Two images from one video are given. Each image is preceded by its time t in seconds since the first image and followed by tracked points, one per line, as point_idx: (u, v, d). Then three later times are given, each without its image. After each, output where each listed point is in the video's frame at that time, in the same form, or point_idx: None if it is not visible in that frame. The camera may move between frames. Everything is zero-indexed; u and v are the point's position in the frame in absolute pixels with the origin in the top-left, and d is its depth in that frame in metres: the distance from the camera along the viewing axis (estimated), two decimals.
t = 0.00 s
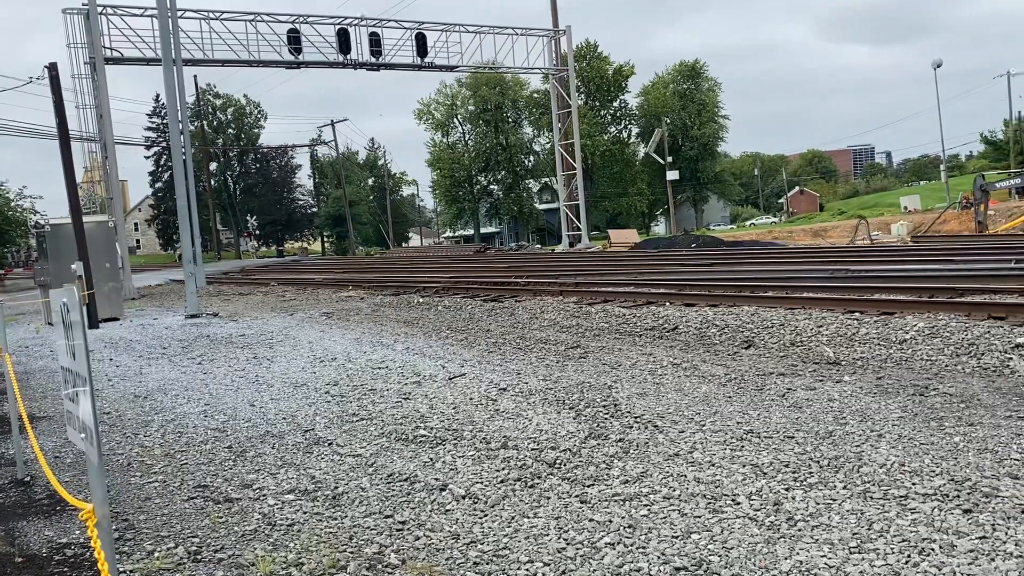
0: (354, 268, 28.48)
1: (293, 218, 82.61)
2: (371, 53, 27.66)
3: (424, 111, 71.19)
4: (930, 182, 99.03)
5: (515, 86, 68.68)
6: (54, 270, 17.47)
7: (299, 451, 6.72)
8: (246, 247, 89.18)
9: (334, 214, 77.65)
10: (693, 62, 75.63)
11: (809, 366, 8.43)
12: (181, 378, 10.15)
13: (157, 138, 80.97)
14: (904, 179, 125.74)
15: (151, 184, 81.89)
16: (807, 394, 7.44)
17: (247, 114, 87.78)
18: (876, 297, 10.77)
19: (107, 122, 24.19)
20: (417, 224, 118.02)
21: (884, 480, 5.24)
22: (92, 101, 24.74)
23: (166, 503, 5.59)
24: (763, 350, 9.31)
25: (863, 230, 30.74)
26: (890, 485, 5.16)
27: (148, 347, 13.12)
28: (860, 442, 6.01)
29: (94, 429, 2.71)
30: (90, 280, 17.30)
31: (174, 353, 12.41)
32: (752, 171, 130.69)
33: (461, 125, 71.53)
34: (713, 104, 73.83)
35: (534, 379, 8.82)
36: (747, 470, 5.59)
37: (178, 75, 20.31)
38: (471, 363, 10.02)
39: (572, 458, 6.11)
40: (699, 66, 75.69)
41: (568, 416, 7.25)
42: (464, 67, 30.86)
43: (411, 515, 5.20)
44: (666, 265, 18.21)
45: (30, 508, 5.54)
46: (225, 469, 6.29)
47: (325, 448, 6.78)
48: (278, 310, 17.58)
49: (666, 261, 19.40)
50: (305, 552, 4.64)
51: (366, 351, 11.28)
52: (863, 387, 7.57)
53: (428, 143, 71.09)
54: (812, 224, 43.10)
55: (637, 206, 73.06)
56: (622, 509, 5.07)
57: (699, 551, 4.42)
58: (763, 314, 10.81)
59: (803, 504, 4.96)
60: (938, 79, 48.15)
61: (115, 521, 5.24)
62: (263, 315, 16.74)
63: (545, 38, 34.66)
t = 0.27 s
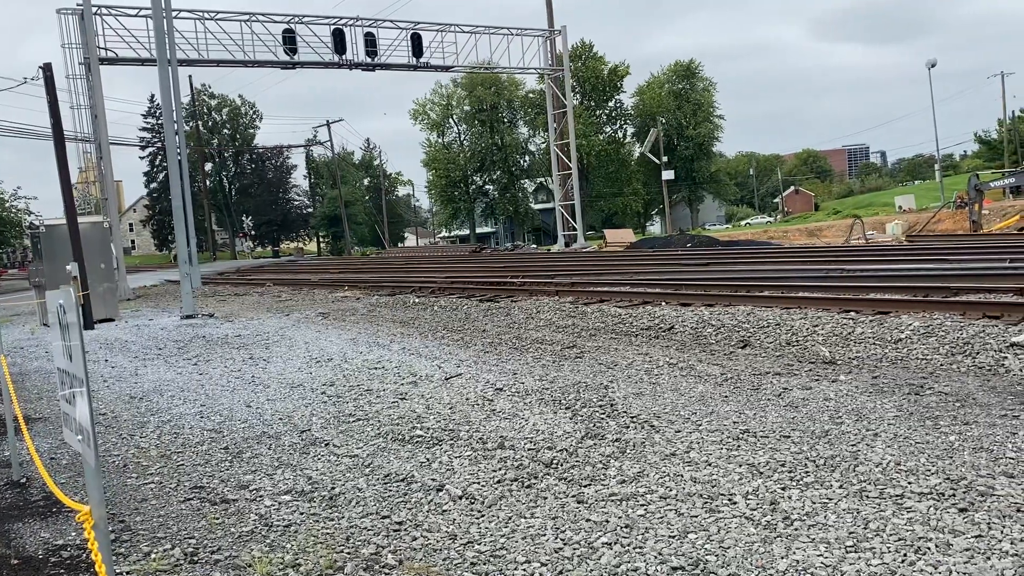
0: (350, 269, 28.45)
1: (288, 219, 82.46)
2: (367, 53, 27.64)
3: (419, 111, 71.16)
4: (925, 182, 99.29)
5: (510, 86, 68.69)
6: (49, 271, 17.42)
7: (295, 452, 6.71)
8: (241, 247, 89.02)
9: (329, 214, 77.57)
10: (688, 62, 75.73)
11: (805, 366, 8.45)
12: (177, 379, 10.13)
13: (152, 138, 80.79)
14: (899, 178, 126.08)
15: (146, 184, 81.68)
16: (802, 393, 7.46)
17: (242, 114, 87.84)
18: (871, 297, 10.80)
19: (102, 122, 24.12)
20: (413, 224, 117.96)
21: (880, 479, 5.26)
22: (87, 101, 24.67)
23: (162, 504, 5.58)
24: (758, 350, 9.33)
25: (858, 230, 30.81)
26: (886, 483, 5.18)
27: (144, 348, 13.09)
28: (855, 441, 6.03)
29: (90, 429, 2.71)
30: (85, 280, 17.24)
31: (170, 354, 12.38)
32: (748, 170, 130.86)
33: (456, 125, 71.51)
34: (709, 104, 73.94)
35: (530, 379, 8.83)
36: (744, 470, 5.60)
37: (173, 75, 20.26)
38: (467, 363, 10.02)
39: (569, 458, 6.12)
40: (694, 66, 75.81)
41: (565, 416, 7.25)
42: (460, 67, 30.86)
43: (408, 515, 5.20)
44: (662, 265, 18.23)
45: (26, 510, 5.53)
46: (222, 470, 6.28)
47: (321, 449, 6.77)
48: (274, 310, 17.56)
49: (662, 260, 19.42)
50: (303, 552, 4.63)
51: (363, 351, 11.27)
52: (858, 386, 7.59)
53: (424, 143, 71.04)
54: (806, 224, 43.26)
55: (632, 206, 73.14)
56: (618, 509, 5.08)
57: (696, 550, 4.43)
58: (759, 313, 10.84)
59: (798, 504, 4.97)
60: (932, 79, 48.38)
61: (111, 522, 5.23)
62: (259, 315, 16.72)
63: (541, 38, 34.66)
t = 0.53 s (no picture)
0: (346, 269, 28.42)
1: (285, 218, 82.36)
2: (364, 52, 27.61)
3: (416, 110, 71.14)
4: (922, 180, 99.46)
5: (507, 86, 68.70)
6: (46, 271, 17.37)
7: (293, 452, 6.70)
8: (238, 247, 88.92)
9: (326, 214, 77.52)
10: (685, 61, 75.81)
11: (801, 365, 8.46)
12: (174, 379, 10.11)
13: (148, 138, 80.68)
14: (895, 177, 126.32)
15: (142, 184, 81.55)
16: (800, 392, 7.47)
17: (238, 114, 88.15)
18: (868, 296, 10.82)
19: (98, 122, 24.07)
20: (410, 223, 118.01)
21: (877, 477, 5.27)
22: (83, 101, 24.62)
23: (160, 504, 5.57)
24: (756, 349, 9.33)
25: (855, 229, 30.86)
26: (884, 482, 5.19)
27: (141, 348, 13.07)
28: (853, 440, 6.04)
29: (87, 429, 2.70)
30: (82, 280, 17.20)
31: (167, 354, 12.36)
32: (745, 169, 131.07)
33: (453, 125, 71.51)
34: (705, 103, 74.03)
35: (528, 378, 8.83)
36: (741, 469, 5.60)
37: (170, 75, 20.23)
38: (465, 362, 10.02)
39: (567, 457, 6.12)
40: (690, 65, 75.87)
41: (562, 415, 7.26)
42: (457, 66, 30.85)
43: (406, 515, 5.20)
44: (659, 264, 18.24)
45: (23, 510, 5.51)
46: (219, 471, 6.27)
47: (318, 449, 6.76)
48: (271, 310, 17.55)
49: (659, 260, 19.43)
50: (301, 553, 4.63)
51: (360, 351, 11.26)
52: (856, 384, 7.61)
53: (421, 143, 71.01)
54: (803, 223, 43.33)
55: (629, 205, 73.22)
56: (616, 509, 5.08)
57: (694, 549, 4.44)
58: (756, 312, 10.85)
59: (796, 502, 4.98)
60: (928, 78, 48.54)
61: (109, 523, 5.22)
62: (256, 315, 16.71)
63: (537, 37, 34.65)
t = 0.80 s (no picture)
0: (344, 267, 28.39)
1: (283, 217, 82.30)
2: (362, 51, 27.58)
3: (414, 109, 71.08)
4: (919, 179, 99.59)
5: (506, 84, 68.68)
6: (44, 270, 17.33)
7: (291, 451, 6.69)
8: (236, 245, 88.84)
9: (324, 213, 77.50)
10: (683, 60, 75.79)
11: (800, 363, 8.46)
12: (172, 378, 10.10)
13: (146, 137, 80.56)
14: (893, 175, 126.45)
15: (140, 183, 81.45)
16: (799, 391, 7.47)
17: (236, 113, 87.60)
18: (866, 294, 10.82)
19: (96, 121, 24.02)
20: (408, 222, 117.98)
21: (875, 476, 5.28)
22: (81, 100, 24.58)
23: (158, 504, 5.56)
24: (754, 348, 9.33)
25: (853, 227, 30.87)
26: (882, 481, 5.19)
27: (139, 347, 13.05)
28: (852, 438, 6.04)
29: (85, 427, 2.69)
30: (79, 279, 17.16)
31: (164, 353, 12.34)
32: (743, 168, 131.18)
33: (452, 124, 71.46)
34: (704, 102, 74.05)
35: (527, 377, 8.83)
36: (740, 468, 5.60)
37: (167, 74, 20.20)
38: (463, 361, 10.02)
39: (565, 456, 6.11)
40: (689, 64, 75.82)
41: (561, 414, 7.25)
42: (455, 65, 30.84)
43: (404, 514, 5.20)
44: (658, 263, 18.24)
45: (21, 510, 5.50)
46: (218, 470, 6.26)
47: (317, 448, 6.75)
48: (270, 309, 17.53)
49: (657, 258, 19.42)
50: (300, 552, 4.62)
51: (359, 350, 11.25)
52: (854, 383, 7.61)
53: (419, 141, 70.96)
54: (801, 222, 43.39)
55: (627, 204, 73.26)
56: (615, 507, 5.08)
57: (692, 548, 4.44)
58: (755, 311, 10.86)
59: (795, 501, 4.98)
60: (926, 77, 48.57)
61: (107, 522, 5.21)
62: (254, 314, 16.69)
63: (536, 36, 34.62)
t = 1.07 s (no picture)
0: (344, 265, 28.38)
1: (283, 215, 82.32)
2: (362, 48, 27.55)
3: (415, 107, 71.03)
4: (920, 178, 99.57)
5: (506, 82, 68.66)
6: (44, 267, 17.33)
7: (292, 448, 6.69)
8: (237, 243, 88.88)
9: (324, 211, 77.52)
10: (684, 58, 75.69)
11: (800, 362, 8.46)
12: (172, 376, 10.10)
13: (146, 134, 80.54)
14: (894, 173, 126.43)
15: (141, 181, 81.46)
16: (799, 389, 7.47)
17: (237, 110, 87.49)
18: (867, 292, 10.81)
19: (96, 118, 24.03)
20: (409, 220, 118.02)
21: (876, 474, 5.28)
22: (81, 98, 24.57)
23: (159, 501, 5.56)
24: (755, 346, 9.33)
25: (853, 226, 30.84)
26: (883, 479, 5.19)
27: (140, 344, 13.06)
28: (852, 437, 6.04)
29: (86, 424, 2.69)
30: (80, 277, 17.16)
31: (165, 351, 12.34)
32: (744, 166, 131.25)
33: (452, 122, 71.43)
34: (704, 100, 74.01)
35: (527, 375, 8.84)
36: (740, 466, 5.60)
37: (168, 71, 20.18)
38: (464, 359, 10.02)
39: (566, 454, 6.12)
40: (689, 62, 75.68)
41: (561, 412, 7.26)
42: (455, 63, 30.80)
43: (405, 511, 5.20)
44: (658, 260, 18.23)
45: (21, 507, 5.50)
46: (218, 466, 6.27)
47: (317, 445, 6.76)
48: (270, 307, 17.54)
49: (658, 256, 19.40)
50: (300, 549, 4.63)
51: (359, 348, 11.24)
52: (854, 381, 7.61)
53: (419, 140, 70.95)
54: (801, 220, 43.43)
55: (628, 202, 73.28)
56: (615, 505, 5.08)
57: (693, 546, 4.44)
58: (756, 309, 10.85)
59: (795, 499, 4.98)
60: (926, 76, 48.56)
61: (108, 518, 5.22)
62: (255, 312, 16.69)
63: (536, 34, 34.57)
